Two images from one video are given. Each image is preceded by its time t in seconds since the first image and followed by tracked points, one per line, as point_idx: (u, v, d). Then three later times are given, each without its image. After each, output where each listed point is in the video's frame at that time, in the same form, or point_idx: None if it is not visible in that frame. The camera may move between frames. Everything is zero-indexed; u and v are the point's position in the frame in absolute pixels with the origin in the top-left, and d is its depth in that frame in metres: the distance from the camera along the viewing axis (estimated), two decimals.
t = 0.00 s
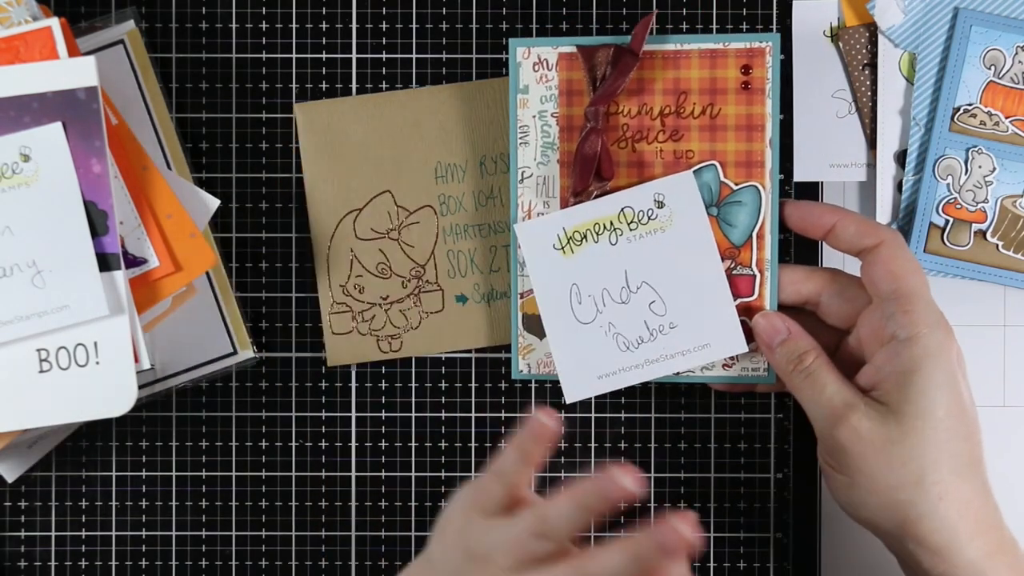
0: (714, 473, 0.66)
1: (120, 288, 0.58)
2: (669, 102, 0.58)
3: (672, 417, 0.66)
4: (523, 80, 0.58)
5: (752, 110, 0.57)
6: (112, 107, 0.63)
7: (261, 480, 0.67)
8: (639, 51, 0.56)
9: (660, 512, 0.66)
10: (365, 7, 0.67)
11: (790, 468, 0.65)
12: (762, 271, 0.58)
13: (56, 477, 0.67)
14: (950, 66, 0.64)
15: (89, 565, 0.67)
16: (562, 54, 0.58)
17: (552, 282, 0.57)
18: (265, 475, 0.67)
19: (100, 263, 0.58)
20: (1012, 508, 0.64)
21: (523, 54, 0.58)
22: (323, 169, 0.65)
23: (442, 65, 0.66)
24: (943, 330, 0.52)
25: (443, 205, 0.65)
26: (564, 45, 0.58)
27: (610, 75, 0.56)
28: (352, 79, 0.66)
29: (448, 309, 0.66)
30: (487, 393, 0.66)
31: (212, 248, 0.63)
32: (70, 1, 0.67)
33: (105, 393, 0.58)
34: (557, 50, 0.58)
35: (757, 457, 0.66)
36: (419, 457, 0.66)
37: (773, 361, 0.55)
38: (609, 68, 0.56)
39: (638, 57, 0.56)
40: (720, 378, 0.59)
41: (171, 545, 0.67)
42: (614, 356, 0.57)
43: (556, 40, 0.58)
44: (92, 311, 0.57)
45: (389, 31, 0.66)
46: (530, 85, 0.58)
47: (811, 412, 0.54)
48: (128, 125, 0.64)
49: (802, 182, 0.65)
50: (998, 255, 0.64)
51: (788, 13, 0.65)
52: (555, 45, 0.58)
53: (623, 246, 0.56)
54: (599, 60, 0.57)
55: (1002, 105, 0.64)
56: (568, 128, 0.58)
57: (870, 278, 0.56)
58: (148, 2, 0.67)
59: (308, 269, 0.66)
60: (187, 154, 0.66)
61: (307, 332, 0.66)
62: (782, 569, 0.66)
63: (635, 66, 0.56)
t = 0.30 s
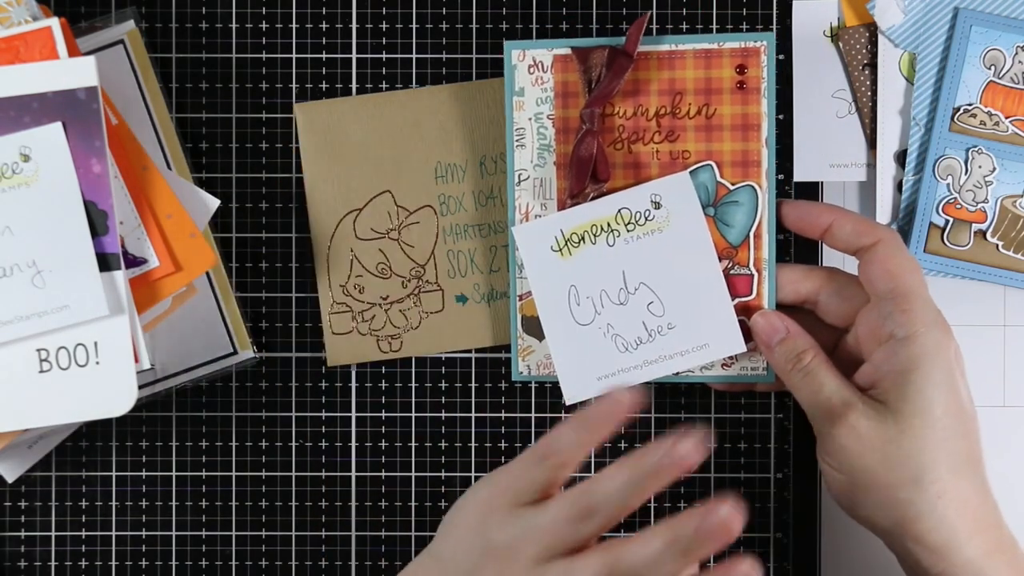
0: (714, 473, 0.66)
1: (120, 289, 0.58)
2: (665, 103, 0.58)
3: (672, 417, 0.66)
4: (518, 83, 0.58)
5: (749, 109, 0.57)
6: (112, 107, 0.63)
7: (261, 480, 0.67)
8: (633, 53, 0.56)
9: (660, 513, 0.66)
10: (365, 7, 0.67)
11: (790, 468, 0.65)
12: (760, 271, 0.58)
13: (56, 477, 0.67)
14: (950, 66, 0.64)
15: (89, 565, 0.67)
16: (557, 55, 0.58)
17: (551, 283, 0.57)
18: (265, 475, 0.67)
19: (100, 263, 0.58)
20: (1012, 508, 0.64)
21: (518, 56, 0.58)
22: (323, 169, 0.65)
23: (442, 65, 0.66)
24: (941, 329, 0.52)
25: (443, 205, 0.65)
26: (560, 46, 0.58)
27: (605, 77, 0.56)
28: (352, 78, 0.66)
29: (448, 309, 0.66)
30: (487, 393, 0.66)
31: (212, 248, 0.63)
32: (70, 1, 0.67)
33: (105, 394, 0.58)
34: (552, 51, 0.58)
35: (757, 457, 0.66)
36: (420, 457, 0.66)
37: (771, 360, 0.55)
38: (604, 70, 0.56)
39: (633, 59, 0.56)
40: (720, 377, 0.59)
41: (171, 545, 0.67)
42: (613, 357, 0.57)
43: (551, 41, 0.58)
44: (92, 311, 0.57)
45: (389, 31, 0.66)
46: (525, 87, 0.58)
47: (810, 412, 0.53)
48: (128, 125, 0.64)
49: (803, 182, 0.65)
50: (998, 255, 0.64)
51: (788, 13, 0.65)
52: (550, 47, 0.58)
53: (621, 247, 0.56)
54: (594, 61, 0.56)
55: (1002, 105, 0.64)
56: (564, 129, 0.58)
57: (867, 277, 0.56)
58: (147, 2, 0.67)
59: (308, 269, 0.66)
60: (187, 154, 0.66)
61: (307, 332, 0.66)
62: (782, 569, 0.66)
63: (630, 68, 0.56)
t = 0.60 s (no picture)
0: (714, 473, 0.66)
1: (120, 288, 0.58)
2: (658, 107, 0.58)
3: (672, 417, 0.66)
4: (510, 89, 0.58)
5: (743, 112, 0.57)
6: (112, 107, 0.63)
7: (261, 480, 0.67)
8: (625, 57, 0.55)
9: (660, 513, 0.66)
10: (365, 7, 0.67)
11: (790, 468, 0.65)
12: (757, 274, 0.58)
13: (56, 477, 0.67)
14: (950, 66, 0.64)
15: (89, 565, 0.67)
16: (549, 61, 0.58)
17: (548, 289, 0.57)
18: (265, 475, 0.67)
19: (100, 263, 0.58)
20: (1012, 508, 0.64)
21: (509, 63, 0.58)
22: (323, 169, 0.65)
23: (442, 65, 0.66)
24: (936, 329, 0.52)
25: (443, 205, 0.65)
26: (551, 52, 0.58)
27: (597, 82, 0.56)
28: (352, 79, 0.66)
29: (448, 309, 0.66)
30: (487, 393, 0.66)
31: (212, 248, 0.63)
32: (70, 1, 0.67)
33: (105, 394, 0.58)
34: (544, 57, 0.58)
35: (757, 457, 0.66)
36: (420, 457, 0.66)
37: (769, 362, 0.55)
38: (596, 77, 0.56)
39: (625, 63, 0.55)
40: (718, 380, 0.59)
41: (171, 545, 0.67)
42: (612, 362, 0.57)
43: (541, 47, 0.57)
44: (92, 311, 0.57)
45: (389, 31, 0.66)
46: (517, 93, 0.58)
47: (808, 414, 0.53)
48: (128, 124, 0.64)
49: (802, 182, 0.65)
50: (998, 255, 0.64)
51: (788, 13, 0.65)
52: (541, 53, 0.58)
53: (618, 253, 0.56)
54: (585, 67, 0.56)
55: (1002, 105, 0.64)
56: (558, 135, 0.58)
57: (860, 279, 0.56)
58: (147, 2, 0.67)
59: (309, 269, 0.66)
60: (187, 154, 0.66)
61: (307, 332, 0.66)
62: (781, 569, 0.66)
63: (622, 73, 0.56)
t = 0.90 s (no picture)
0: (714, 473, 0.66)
1: (120, 288, 0.58)
2: (658, 109, 0.58)
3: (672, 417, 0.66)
4: (511, 90, 0.58)
5: (743, 113, 0.57)
6: (112, 107, 0.63)
7: (261, 480, 0.67)
8: (626, 59, 0.56)
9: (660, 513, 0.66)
10: (365, 7, 0.67)
11: (790, 468, 0.65)
12: (757, 275, 0.58)
13: (56, 477, 0.67)
14: (950, 66, 0.64)
15: (89, 565, 0.67)
16: (550, 63, 0.58)
17: (550, 290, 0.57)
18: (265, 475, 0.67)
19: (100, 263, 0.58)
20: (1012, 508, 0.64)
21: (510, 64, 0.58)
22: (323, 169, 0.65)
23: (442, 65, 0.66)
24: (938, 330, 0.52)
25: (443, 205, 0.65)
26: (551, 54, 0.58)
27: (598, 83, 0.56)
28: (352, 79, 0.66)
29: (448, 309, 0.66)
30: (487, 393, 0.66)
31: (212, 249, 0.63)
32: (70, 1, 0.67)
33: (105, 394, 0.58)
34: (544, 59, 0.58)
35: (757, 457, 0.66)
36: (420, 457, 0.66)
37: (771, 365, 0.55)
38: (596, 78, 0.56)
39: (625, 65, 0.55)
40: (719, 381, 0.59)
41: (171, 545, 0.67)
42: (612, 364, 0.57)
43: (542, 49, 0.57)
44: (92, 311, 0.57)
45: (389, 31, 0.66)
46: (518, 95, 0.58)
47: (811, 416, 0.54)
48: (129, 124, 0.64)
49: (802, 182, 0.65)
50: (998, 255, 0.64)
51: (788, 13, 0.65)
52: (541, 54, 0.58)
53: (618, 254, 0.56)
54: (586, 68, 0.57)
55: (1002, 105, 0.64)
56: (558, 137, 0.58)
57: (862, 280, 0.56)
58: (148, 2, 0.67)
59: (308, 269, 0.66)
60: (187, 154, 0.66)
61: (307, 332, 0.66)
62: (782, 570, 0.66)
63: (622, 74, 0.56)
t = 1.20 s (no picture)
0: (714, 473, 0.66)
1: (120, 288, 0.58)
2: (666, 103, 0.58)
3: (672, 417, 0.66)
4: (520, 83, 0.58)
5: (750, 110, 0.57)
6: (112, 107, 0.63)
7: (261, 480, 0.67)
8: (635, 52, 0.56)
9: (660, 513, 0.66)
10: (365, 7, 0.67)
11: (790, 468, 0.65)
12: (761, 271, 0.58)
13: (56, 477, 0.67)
14: (950, 66, 0.64)
15: (89, 565, 0.67)
16: (559, 56, 0.58)
17: (553, 285, 0.57)
18: (265, 475, 0.67)
19: (100, 263, 0.58)
20: (1012, 508, 0.64)
21: (519, 57, 0.58)
22: (322, 167, 0.65)
23: (442, 65, 0.66)
24: (941, 329, 0.52)
25: (443, 205, 0.65)
26: (561, 47, 0.58)
27: (606, 77, 0.56)
28: (352, 78, 0.66)
29: (448, 309, 0.66)
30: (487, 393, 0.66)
31: (211, 249, 0.64)
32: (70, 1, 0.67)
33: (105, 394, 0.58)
34: (553, 52, 0.58)
35: (757, 457, 0.66)
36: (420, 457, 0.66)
37: (774, 361, 0.55)
38: (606, 71, 0.56)
39: (634, 58, 0.55)
40: (721, 377, 0.59)
41: (171, 545, 0.67)
42: (615, 357, 0.58)
43: (552, 42, 0.57)
44: (92, 312, 0.57)
45: (389, 31, 0.66)
46: (527, 87, 0.58)
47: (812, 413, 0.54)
48: (129, 124, 0.64)
49: (802, 182, 0.65)
50: (998, 255, 0.64)
51: (788, 12, 0.65)
52: (550, 47, 0.58)
53: (623, 248, 0.56)
54: (596, 61, 0.56)
55: (1002, 105, 0.64)
56: (565, 129, 0.58)
57: (868, 277, 0.56)
58: (148, 3, 0.67)
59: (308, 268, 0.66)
60: (187, 154, 0.66)
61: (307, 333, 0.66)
62: (782, 570, 0.66)
63: (631, 68, 0.56)
